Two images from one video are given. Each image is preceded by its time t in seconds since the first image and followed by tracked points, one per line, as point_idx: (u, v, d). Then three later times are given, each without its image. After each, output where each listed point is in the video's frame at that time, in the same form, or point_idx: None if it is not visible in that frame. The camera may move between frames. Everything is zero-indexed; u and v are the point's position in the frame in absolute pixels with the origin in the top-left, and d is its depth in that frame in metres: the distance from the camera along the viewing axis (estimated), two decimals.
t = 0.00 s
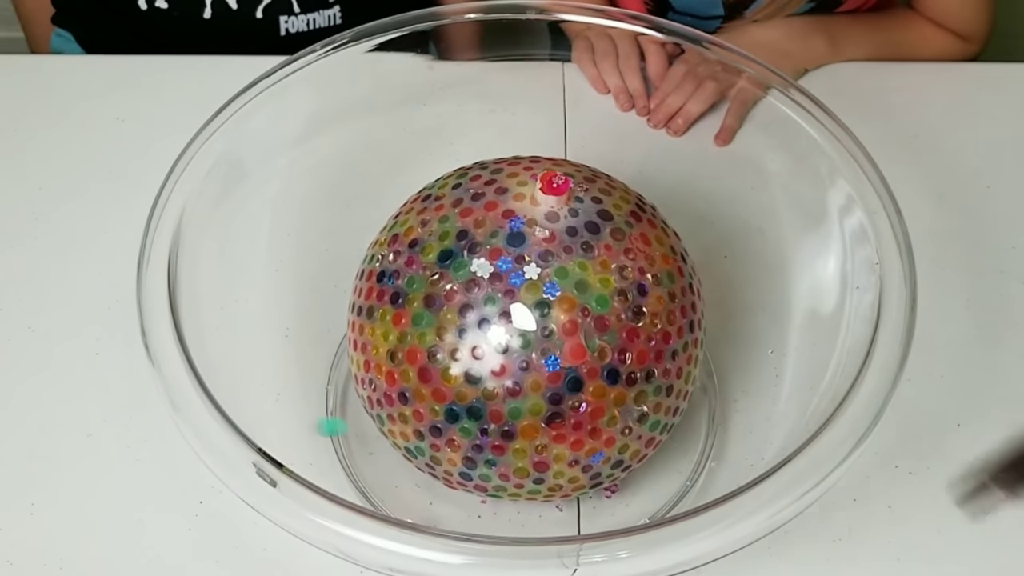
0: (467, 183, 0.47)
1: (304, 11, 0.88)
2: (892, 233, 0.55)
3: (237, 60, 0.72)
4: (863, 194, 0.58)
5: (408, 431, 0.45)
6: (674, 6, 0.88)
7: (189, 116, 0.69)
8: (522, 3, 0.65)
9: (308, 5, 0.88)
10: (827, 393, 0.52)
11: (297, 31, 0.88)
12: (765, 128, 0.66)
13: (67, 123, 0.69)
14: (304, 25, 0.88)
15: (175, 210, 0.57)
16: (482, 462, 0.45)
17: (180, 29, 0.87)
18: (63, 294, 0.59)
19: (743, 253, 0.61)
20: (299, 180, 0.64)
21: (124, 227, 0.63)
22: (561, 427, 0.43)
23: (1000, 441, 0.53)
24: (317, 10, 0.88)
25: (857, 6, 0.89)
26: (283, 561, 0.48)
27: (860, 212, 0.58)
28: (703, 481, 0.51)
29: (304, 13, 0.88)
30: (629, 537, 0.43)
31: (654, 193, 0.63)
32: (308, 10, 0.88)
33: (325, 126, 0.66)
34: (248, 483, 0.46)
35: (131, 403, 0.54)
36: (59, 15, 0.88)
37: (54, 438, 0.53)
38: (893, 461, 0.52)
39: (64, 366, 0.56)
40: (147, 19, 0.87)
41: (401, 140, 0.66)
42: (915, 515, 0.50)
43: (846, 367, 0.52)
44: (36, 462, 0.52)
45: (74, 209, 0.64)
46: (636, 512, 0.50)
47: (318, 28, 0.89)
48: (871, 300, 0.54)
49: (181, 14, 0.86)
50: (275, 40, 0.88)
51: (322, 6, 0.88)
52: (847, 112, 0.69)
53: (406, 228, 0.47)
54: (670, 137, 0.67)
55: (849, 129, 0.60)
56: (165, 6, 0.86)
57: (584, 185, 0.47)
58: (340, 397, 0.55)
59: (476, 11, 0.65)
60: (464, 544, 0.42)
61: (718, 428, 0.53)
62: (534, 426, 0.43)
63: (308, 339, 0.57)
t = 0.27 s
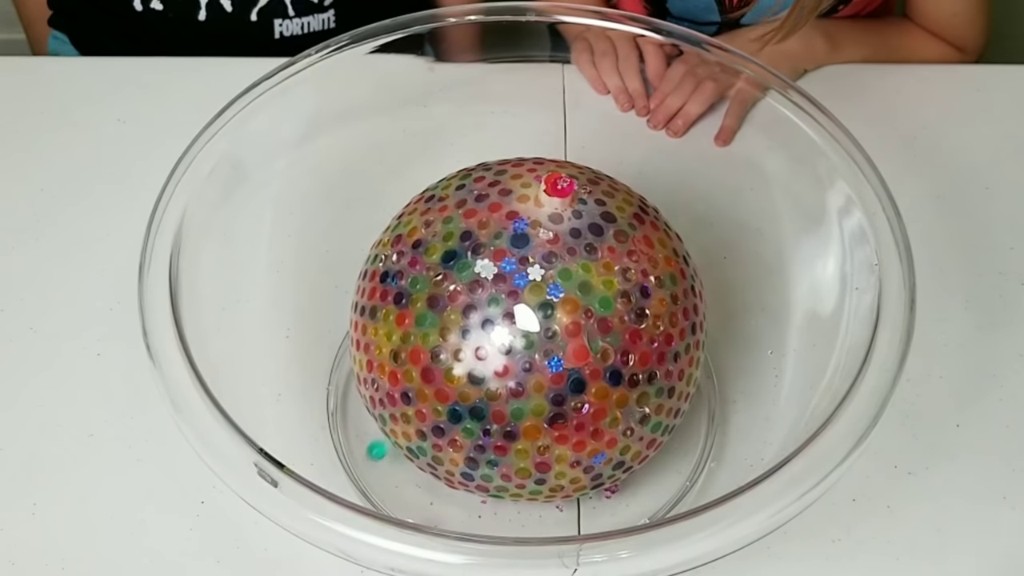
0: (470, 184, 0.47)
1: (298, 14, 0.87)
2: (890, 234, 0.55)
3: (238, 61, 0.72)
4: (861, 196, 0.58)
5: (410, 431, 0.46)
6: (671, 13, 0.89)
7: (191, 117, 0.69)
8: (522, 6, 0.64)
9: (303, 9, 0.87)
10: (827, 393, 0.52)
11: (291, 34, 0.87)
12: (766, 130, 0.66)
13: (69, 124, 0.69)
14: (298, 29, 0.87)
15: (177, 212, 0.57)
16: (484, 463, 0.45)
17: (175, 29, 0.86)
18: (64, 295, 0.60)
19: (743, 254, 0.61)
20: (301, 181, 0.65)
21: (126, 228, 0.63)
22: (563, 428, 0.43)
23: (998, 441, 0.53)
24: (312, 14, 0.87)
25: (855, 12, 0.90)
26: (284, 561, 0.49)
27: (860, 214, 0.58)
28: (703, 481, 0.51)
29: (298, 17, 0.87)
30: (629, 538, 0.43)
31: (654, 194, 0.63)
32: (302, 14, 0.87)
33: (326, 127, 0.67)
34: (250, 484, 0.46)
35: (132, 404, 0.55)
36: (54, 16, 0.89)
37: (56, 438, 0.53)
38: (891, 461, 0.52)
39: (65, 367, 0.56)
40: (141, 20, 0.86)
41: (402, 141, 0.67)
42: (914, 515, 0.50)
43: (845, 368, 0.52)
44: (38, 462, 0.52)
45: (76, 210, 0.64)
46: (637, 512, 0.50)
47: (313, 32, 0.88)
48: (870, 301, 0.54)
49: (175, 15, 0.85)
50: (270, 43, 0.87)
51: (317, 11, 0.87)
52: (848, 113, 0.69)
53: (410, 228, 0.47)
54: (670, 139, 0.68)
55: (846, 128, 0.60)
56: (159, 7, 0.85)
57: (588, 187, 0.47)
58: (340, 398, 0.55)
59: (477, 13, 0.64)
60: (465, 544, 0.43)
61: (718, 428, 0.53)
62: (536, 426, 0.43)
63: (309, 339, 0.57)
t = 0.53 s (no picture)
0: (470, 185, 0.47)
1: (296, 16, 0.86)
2: (889, 235, 0.55)
3: (239, 63, 0.72)
4: (859, 197, 0.58)
5: (410, 432, 0.46)
6: (669, 17, 0.90)
7: (191, 118, 0.69)
8: (521, 7, 0.64)
9: (302, 11, 0.86)
10: (825, 394, 0.52)
11: (290, 36, 0.87)
12: (765, 131, 0.66)
13: (70, 125, 0.69)
14: (297, 30, 0.87)
15: (177, 213, 0.57)
16: (483, 463, 0.45)
17: (174, 31, 0.86)
18: (65, 296, 0.60)
19: (742, 255, 0.61)
20: (301, 182, 0.65)
21: (127, 228, 0.63)
22: (562, 428, 0.43)
23: (996, 442, 0.53)
24: (311, 16, 0.87)
25: (854, 14, 0.90)
26: (284, 561, 0.49)
27: (859, 215, 0.58)
28: (702, 482, 0.51)
29: (297, 19, 0.86)
30: (628, 538, 0.43)
31: (653, 195, 0.63)
32: (300, 16, 0.87)
33: (326, 129, 0.67)
34: (250, 484, 0.46)
35: (133, 405, 0.55)
36: (53, 19, 0.89)
37: (57, 438, 0.53)
38: (890, 462, 0.52)
39: (66, 367, 0.56)
40: (140, 22, 0.86)
41: (402, 142, 0.67)
42: (912, 515, 0.50)
43: (843, 368, 0.52)
44: (40, 462, 0.53)
45: (77, 210, 0.64)
46: (636, 513, 0.50)
47: (311, 33, 0.88)
48: (870, 301, 0.54)
49: (174, 16, 0.86)
50: (269, 45, 0.88)
51: (316, 13, 0.87)
52: (847, 114, 0.69)
53: (409, 230, 0.47)
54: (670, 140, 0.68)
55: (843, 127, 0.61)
56: (158, 8, 0.85)
57: (587, 189, 0.47)
58: (341, 398, 0.55)
59: (477, 15, 0.64)
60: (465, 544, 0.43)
61: (717, 429, 0.53)
62: (535, 427, 0.43)
63: (310, 341, 0.57)
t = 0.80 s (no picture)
0: (469, 186, 0.48)
1: (297, 18, 0.87)
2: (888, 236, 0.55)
3: (239, 65, 0.73)
4: (858, 197, 0.58)
5: (410, 432, 0.46)
6: (668, 18, 0.90)
7: (192, 119, 0.70)
8: (521, 9, 0.64)
9: (302, 13, 0.87)
10: (824, 394, 0.52)
11: (291, 37, 0.88)
12: (765, 133, 0.66)
13: (71, 127, 0.69)
14: (297, 32, 0.87)
15: (178, 214, 0.57)
16: (483, 463, 0.45)
17: (175, 33, 0.87)
18: (66, 297, 0.60)
19: (741, 256, 0.61)
20: (301, 183, 0.65)
21: (128, 229, 0.63)
22: (562, 428, 0.43)
23: (995, 442, 0.53)
24: (311, 18, 0.87)
25: (852, 15, 0.90)
26: (285, 560, 0.49)
27: (857, 215, 0.58)
28: (701, 482, 0.51)
29: (298, 21, 0.87)
30: (627, 537, 0.43)
31: (652, 197, 0.64)
32: (301, 18, 0.87)
33: (326, 130, 0.67)
34: (251, 484, 0.46)
35: (134, 405, 0.55)
36: (55, 21, 0.89)
37: (58, 439, 0.54)
38: (889, 462, 0.53)
39: (68, 368, 0.57)
40: (141, 24, 0.86)
41: (403, 144, 0.67)
42: (910, 515, 0.51)
43: (842, 369, 0.52)
44: (41, 463, 0.53)
45: (79, 211, 0.64)
46: (636, 512, 0.51)
47: (312, 35, 0.88)
48: (868, 301, 0.54)
49: (175, 18, 0.86)
50: (269, 47, 0.88)
51: (317, 15, 0.87)
52: (845, 116, 0.69)
53: (409, 230, 0.47)
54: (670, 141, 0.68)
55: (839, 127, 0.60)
56: (159, 10, 0.86)
57: (586, 189, 0.47)
58: (341, 399, 0.55)
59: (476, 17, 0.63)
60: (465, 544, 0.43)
61: (716, 429, 0.54)
62: (534, 427, 0.43)
63: (310, 341, 0.58)
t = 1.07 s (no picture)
0: (470, 187, 0.48)
1: (298, 20, 0.87)
2: (887, 237, 0.54)
3: (240, 66, 0.73)
4: (857, 198, 0.58)
5: (410, 433, 0.46)
6: (668, 20, 0.90)
7: (193, 121, 0.70)
8: (521, 10, 0.65)
9: (303, 14, 0.87)
10: (823, 395, 0.52)
11: (291, 39, 0.88)
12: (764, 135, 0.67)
13: (72, 128, 0.69)
14: (298, 34, 0.88)
15: (180, 215, 0.57)
16: (483, 464, 0.45)
17: (176, 35, 0.87)
18: (67, 298, 0.60)
19: (740, 257, 0.62)
20: (301, 184, 0.65)
21: (129, 230, 0.64)
22: (562, 429, 0.44)
23: (993, 443, 0.54)
24: (312, 19, 0.87)
25: (851, 15, 0.90)
26: (285, 561, 0.49)
27: (856, 216, 0.58)
28: (701, 482, 0.51)
29: (298, 22, 0.87)
30: (627, 538, 0.43)
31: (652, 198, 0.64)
32: (301, 19, 0.87)
33: (327, 132, 0.67)
34: (252, 484, 0.46)
35: (135, 406, 0.55)
36: (56, 22, 0.89)
37: (59, 439, 0.54)
38: (887, 462, 0.53)
39: (69, 369, 0.57)
40: (142, 26, 0.87)
41: (403, 145, 0.67)
42: (909, 515, 0.51)
43: (840, 369, 0.52)
44: (42, 463, 0.53)
45: (80, 212, 0.65)
46: (635, 512, 0.51)
47: (312, 37, 0.88)
48: (868, 302, 0.54)
49: (176, 19, 0.86)
50: (269, 48, 0.88)
51: (317, 16, 0.87)
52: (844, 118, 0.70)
53: (410, 232, 0.47)
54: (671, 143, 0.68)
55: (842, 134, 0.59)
56: (160, 11, 0.86)
57: (586, 191, 0.47)
58: (342, 399, 0.56)
59: (476, 19, 0.64)
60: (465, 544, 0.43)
61: (715, 430, 0.54)
62: (535, 428, 0.43)
63: (311, 342, 0.58)
